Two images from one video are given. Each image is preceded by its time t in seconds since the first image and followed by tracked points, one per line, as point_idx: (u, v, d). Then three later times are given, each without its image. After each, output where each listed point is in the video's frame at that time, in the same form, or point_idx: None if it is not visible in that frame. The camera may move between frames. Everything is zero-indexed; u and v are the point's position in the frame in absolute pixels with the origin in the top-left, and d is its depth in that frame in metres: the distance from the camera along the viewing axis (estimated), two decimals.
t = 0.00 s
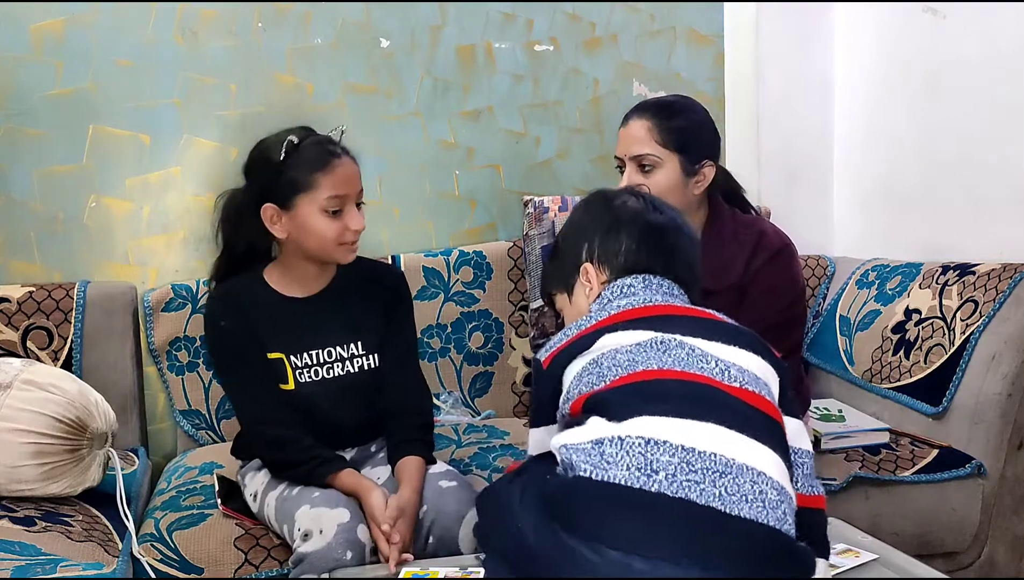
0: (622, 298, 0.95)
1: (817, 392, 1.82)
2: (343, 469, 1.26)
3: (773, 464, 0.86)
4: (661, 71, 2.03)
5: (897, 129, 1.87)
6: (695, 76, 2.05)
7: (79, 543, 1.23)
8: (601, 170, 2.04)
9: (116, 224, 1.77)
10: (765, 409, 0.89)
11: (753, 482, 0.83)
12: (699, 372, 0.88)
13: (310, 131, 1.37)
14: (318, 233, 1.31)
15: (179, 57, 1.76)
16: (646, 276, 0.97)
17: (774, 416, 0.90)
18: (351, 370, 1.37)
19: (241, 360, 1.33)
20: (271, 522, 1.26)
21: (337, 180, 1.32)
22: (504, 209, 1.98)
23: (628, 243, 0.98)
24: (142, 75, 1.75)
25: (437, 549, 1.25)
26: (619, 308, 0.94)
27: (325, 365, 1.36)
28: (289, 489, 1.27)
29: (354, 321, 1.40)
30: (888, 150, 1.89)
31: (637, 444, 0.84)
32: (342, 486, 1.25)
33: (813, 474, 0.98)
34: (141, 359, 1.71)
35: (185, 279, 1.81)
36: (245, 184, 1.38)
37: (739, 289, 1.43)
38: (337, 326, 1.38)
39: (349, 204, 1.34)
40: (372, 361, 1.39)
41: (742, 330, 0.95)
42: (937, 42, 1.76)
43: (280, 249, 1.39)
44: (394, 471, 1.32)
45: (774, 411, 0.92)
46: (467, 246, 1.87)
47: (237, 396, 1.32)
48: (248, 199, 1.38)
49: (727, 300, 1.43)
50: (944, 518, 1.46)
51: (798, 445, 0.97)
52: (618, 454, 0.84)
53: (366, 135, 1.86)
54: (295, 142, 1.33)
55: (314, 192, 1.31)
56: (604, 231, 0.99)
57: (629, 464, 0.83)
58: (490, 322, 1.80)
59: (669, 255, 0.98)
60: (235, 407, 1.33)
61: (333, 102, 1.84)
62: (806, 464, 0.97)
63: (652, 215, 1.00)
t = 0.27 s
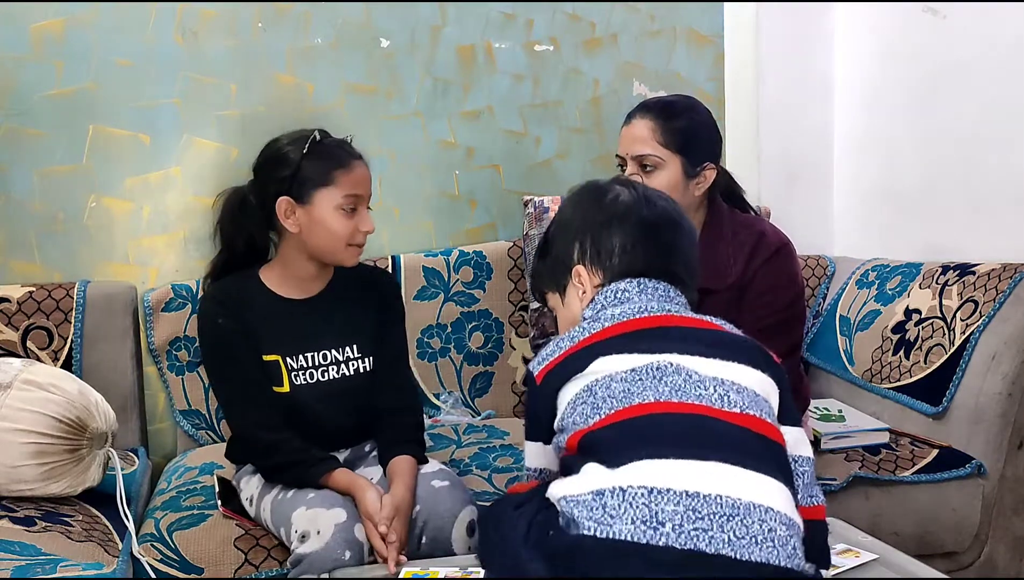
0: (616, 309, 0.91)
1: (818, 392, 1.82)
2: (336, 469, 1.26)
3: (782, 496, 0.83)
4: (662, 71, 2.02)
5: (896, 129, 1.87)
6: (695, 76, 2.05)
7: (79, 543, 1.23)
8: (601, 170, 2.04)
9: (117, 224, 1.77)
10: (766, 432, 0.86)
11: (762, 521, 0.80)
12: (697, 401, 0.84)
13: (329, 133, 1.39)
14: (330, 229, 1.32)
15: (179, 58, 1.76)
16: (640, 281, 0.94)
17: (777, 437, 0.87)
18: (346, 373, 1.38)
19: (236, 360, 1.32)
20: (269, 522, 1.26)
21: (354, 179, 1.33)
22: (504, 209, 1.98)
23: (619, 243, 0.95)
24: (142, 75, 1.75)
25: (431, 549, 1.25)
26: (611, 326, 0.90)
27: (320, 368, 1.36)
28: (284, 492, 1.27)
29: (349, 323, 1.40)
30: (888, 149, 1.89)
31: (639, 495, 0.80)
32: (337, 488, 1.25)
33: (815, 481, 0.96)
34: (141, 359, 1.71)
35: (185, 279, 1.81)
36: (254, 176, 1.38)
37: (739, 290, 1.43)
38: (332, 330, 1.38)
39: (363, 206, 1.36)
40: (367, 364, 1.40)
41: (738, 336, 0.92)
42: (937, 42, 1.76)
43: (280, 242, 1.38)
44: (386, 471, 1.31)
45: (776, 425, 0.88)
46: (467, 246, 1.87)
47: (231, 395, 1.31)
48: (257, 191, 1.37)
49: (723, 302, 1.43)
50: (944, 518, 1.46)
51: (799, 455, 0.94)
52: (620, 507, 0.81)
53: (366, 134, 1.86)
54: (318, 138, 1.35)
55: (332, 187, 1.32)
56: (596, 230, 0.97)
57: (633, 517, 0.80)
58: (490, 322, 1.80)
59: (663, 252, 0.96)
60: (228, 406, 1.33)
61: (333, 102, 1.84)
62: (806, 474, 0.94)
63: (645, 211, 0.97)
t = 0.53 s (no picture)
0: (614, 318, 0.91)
1: (818, 392, 1.82)
2: (337, 467, 1.26)
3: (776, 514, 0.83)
4: (662, 71, 2.02)
5: (895, 129, 1.87)
6: (695, 76, 2.06)
7: (79, 543, 1.23)
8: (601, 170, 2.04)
9: (116, 224, 1.77)
10: (763, 446, 0.85)
11: (755, 541, 0.81)
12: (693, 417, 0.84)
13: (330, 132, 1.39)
14: (335, 228, 1.32)
15: (179, 58, 1.76)
16: (637, 285, 0.93)
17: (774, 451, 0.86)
18: (349, 372, 1.38)
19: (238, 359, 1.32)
20: (269, 522, 1.26)
21: (357, 177, 1.34)
22: (504, 209, 1.98)
23: (616, 243, 0.95)
24: (142, 74, 1.75)
25: (432, 549, 1.25)
26: (607, 335, 0.90)
27: (324, 367, 1.36)
28: (285, 491, 1.27)
29: (352, 323, 1.40)
30: (888, 149, 1.89)
31: (631, 513, 0.81)
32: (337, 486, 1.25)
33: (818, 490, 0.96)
34: (141, 359, 1.71)
35: (185, 278, 1.81)
36: (255, 177, 1.37)
37: (740, 290, 1.43)
38: (336, 329, 1.38)
39: (366, 204, 1.36)
40: (370, 363, 1.40)
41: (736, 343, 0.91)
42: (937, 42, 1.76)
43: (282, 243, 1.38)
44: (387, 470, 1.31)
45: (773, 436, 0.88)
46: (467, 246, 1.87)
47: (234, 395, 1.31)
48: (258, 192, 1.37)
49: (724, 302, 1.43)
50: (944, 517, 1.46)
51: (801, 462, 0.94)
52: (613, 525, 0.82)
53: (366, 134, 1.86)
54: (319, 136, 1.35)
55: (336, 186, 1.32)
56: (592, 230, 0.96)
57: (625, 535, 0.81)
58: (490, 322, 1.80)
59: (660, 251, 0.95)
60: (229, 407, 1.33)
61: (333, 102, 1.84)
62: (808, 482, 0.94)
63: (642, 209, 0.96)
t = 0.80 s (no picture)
0: (607, 303, 0.91)
1: (817, 392, 1.82)
2: (336, 467, 1.26)
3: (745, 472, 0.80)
4: (661, 71, 2.02)
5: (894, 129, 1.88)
6: (695, 76, 2.04)
7: (79, 544, 1.23)
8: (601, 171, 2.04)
9: (117, 224, 1.77)
10: (742, 413, 0.83)
11: (720, 488, 0.78)
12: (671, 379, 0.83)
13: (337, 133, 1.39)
14: (340, 228, 1.32)
15: (179, 58, 1.76)
16: (633, 279, 0.93)
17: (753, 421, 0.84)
18: (351, 373, 1.38)
19: (241, 358, 1.32)
20: (270, 522, 1.26)
21: (363, 179, 1.34)
22: (504, 209, 1.98)
23: (613, 241, 0.95)
24: (142, 75, 1.75)
25: (432, 548, 1.25)
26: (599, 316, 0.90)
27: (326, 367, 1.36)
28: (285, 491, 1.27)
29: (354, 323, 1.40)
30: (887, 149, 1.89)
31: (597, 456, 0.79)
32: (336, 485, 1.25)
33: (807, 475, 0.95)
34: (141, 359, 1.71)
35: (185, 278, 1.81)
36: (262, 176, 1.38)
37: (740, 290, 1.43)
38: (338, 330, 1.38)
39: (371, 205, 1.36)
40: (372, 364, 1.40)
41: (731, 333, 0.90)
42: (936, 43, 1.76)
43: (287, 242, 1.38)
44: (387, 469, 1.32)
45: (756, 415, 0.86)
46: (467, 246, 1.87)
47: (237, 394, 1.32)
48: (265, 191, 1.37)
49: (725, 302, 1.43)
50: (944, 518, 1.46)
51: (792, 450, 0.93)
52: (578, 468, 0.80)
53: (366, 135, 1.86)
54: (327, 137, 1.36)
55: (342, 187, 1.32)
56: (590, 231, 0.97)
57: (589, 476, 0.79)
58: (490, 322, 1.80)
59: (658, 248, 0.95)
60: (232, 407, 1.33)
61: (334, 102, 1.84)
62: (797, 468, 0.94)
63: (640, 211, 0.97)
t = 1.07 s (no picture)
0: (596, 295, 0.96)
1: (817, 392, 1.82)
2: (337, 466, 1.27)
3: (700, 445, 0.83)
4: (661, 71, 2.02)
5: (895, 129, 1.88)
6: (695, 76, 2.06)
7: (79, 544, 1.23)
8: (601, 171, 2.04)
9: (117, 224, 1.77)
10: (705, 394, 0.87)
11: (670, 457, 0.82)
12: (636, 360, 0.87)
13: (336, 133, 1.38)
14: (343, 229, 1.32)
15: (179, 57, 1.76)
16: (625, 280, 0.96)
17: (719, 400, 0.87)
18: (355, 371, 1.38)
19: (244, 356, 1.32)
20: (270, 522, 1.26)
21: (365, 181, 1.33)
22: (504, 209, 1.98)
23: (604, 246, 0.99)
24: (142, 75, 1.75)
25: (432, 548, 1.25)
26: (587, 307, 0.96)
27: (330, 365, 1.36)
28: (284, 490, 1.27)
29: (357, 320, 1.40)
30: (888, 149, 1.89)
31: (556, 432, 0.85)
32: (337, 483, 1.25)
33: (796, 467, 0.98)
34: (141, 359, 1.71)
35: (185, 278, 1.81)
36: (262, 182, 1.37)
37: (740, 290, 1.43)
38: (342, 328, 1.38)
39: (374, 203, 1.36)
40: (376, 362, 1.40)
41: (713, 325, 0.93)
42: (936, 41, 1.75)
43: (293, 248, 1.38)
44: (388, 469, 1.32)
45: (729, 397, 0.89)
46: (467, 246, 1.87)
47: (240, 391, 1.32)
48: (267, 197, 1.37)
49: (726, 302, 1.42)
50: (945, 518, 1.46)
51: (783, 442, 0.96)
52: (540, 445, 0.86)
53: (366, 135, 1.86)
54: (326, 139, 1.35)
55: (342, 190, 1.32)
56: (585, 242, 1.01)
57: (547, 451, 0.84)
58: (490, 322, 1.80)
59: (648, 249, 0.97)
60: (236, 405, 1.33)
61: (333, 102, 1.84)
62: (788, 460, 0.96)
63: (631, 220, 1.00)
